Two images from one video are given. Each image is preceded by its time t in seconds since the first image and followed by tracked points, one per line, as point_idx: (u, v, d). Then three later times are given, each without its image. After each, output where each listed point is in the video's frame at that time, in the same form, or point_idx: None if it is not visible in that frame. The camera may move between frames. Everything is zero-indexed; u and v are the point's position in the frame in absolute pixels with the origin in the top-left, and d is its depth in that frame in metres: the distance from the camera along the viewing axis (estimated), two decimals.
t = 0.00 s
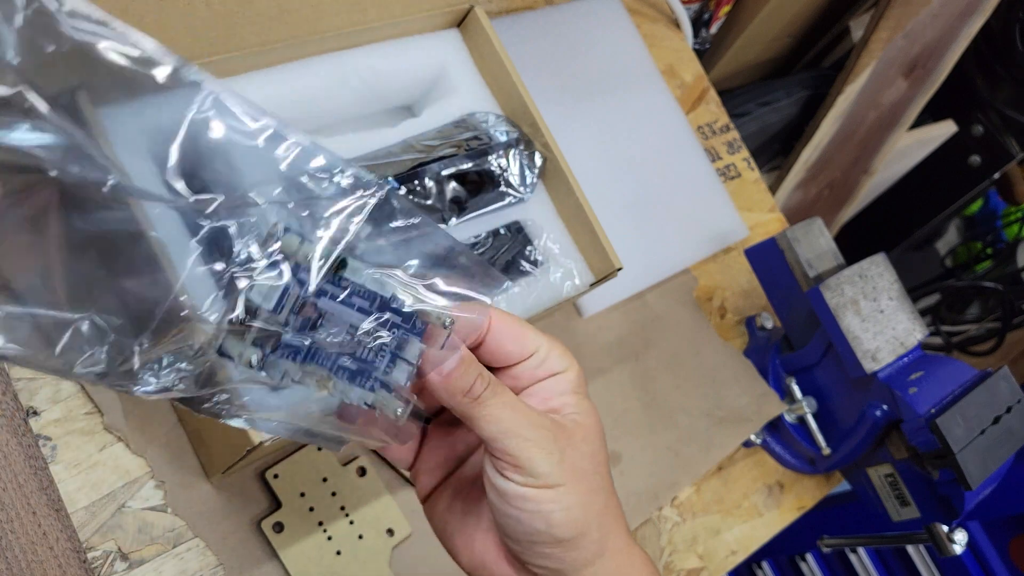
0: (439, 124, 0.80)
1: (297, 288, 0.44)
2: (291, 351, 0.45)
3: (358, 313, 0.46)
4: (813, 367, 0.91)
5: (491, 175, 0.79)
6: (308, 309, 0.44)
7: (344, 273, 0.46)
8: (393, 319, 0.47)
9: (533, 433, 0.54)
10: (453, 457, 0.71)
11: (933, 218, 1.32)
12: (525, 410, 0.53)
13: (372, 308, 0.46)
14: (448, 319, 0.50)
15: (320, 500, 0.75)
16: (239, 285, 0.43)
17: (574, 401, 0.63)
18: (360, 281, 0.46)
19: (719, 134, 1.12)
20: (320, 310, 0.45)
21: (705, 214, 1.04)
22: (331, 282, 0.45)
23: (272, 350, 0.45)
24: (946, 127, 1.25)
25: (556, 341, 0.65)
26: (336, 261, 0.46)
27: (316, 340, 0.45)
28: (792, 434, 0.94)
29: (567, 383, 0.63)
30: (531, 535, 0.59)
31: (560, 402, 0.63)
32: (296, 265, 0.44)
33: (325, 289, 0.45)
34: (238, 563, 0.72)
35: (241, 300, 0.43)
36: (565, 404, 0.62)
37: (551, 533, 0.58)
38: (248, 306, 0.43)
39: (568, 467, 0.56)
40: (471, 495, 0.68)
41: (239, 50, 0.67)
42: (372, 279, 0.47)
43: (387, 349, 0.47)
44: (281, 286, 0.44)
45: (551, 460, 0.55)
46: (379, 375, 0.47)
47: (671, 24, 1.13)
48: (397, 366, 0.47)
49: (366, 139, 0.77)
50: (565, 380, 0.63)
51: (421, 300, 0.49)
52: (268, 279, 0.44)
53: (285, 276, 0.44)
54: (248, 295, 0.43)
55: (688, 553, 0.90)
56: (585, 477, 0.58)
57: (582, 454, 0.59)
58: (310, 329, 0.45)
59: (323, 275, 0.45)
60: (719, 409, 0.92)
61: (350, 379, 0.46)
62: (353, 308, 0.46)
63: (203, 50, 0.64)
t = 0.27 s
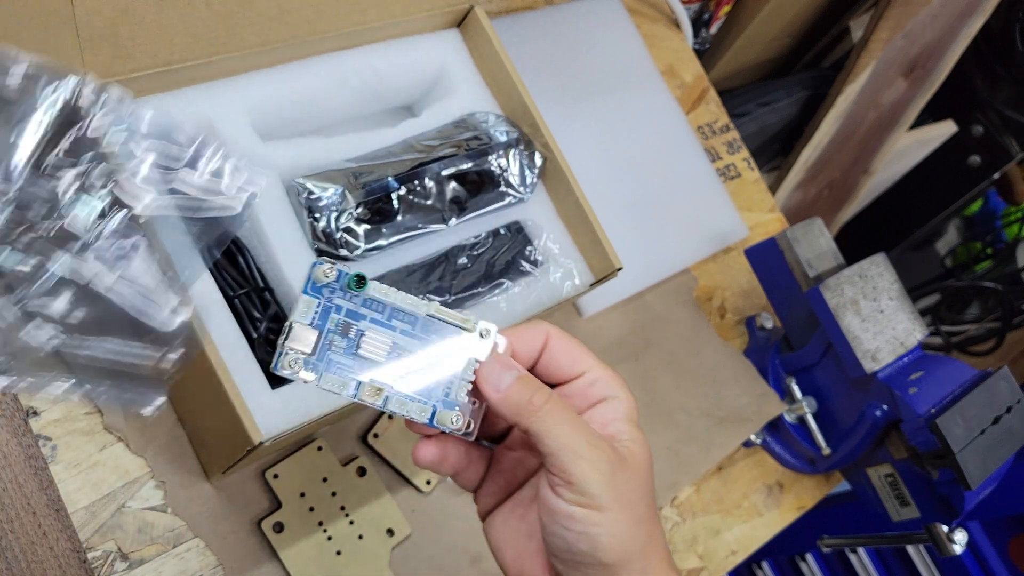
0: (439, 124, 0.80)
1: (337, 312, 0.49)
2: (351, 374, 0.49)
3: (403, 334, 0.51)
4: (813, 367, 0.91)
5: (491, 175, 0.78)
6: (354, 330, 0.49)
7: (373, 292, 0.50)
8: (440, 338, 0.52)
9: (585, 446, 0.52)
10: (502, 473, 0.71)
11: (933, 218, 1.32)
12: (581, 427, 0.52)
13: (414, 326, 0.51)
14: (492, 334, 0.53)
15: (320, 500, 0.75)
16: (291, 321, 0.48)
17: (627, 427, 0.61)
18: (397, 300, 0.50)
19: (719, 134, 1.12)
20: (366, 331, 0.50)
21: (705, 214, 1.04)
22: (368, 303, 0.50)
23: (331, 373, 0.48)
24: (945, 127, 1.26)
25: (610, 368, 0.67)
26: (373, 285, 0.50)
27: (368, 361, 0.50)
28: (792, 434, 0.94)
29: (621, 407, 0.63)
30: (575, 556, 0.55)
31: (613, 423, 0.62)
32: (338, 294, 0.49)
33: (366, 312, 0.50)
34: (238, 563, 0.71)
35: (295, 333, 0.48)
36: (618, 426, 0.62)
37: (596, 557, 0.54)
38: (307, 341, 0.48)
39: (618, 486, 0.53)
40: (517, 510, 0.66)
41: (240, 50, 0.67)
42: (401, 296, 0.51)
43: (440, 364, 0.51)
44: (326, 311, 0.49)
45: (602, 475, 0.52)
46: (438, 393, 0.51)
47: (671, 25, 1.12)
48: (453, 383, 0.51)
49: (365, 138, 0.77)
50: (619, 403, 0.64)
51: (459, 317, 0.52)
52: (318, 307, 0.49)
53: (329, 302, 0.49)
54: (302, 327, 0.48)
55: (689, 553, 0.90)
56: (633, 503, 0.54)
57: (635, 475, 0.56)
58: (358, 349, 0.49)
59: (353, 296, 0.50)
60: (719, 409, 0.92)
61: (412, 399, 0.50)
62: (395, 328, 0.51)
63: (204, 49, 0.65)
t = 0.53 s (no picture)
0: (439, 125, 0.80)
1: (354, 346, 0.47)
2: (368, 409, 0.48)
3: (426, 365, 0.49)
4: (812, 366, 0.91)
5: (492, 175, 0.78)
6: (373, 366, 0.48)
7: (391, 327, 0.48)
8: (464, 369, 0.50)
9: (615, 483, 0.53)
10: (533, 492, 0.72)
11: (932, 219, 1.33)
12: (608, 464, 0.53)
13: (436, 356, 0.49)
14: (517, 366, 0.51)
15: (321, 500, 0.75)
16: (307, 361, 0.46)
17: (660, 457, 0.63)
18: (419, 335, 0.48)
19: (719, 135, 1.12)
20: (386, 366, 0.48)
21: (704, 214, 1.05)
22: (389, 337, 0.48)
23: (348, 410, 0.47)
24: (944, 128, 1.26)
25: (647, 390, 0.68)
26: (393, 318, 0.48)
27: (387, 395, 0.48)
28: (792, 434, 0.94)
29: (656, 434, 0.65)
30: None
31: (647, 451, 0.63)
32: (357, 330, 0.47)
33: (385, 346, 0.48)
34: (238, 563, 0.72)
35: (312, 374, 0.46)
36: (651, 455, 0.63)
37: None
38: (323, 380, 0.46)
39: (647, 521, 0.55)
40: (550, 530, 0.67)
41: (240, 51, 0.67)
42: (422, 329, 0.48)
43: (462, 394, 0.50)
44: (342, 347, 0.47)
45: (630, 511, 0.54)
46: (460, 423, 0.50)
47: (671, 25, 1.13)
48: (475, 413, 0.50)
49: (366, 138, 0.77)
50: (655, 430, 0.65)
51: (485, 347, 0.50)
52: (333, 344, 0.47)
53: (347, 337, 0.47)
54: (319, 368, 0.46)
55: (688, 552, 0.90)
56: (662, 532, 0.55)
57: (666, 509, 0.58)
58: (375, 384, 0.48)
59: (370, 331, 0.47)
60: (719, 409, 0.92)
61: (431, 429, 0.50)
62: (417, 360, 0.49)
63: (205, 49, 0.65)
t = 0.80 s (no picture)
0: (439, 125, 0.80)
1: (340, 356, 0.45)
2: (356, 419, 0.47)
3: (416, 371, 0.47)
4: (812, 366, 0.91)
5: (492, 175, 0.78)
6: (360, 376, 0.46)
7: (379, 336, 0.45)
8: (457, 375, 0.48)
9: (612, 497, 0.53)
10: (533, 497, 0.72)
11: (932, 219, 1.33)
12: (606, 478, 0.53)
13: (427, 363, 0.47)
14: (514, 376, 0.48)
15: (321, 500, 0.75)
16: (290, 377, 0.44)
17: (662, 471, 0.63)
18: (409, 343, 0.45)
19: (719, 135, 1.12)
20: (376, 377, 0.46)
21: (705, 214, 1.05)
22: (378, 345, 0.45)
23: (335, 422, 0.46)
24: (944, 128, 1.26)
25: (652, 399, 0.68)
26: (381, 327, 0.45)
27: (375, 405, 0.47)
28: (792, 434, 0.94)
29: (660, 445, 0.65)
30: None
31: (651, 462, 0.64)
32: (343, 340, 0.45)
33: (373, 354, 0.46)
34: (238, 562, 0.72)
35: (295, 390, 0.44)
36: (653, 467, 0.63)
37: None
38: (306, 396, 0.44)
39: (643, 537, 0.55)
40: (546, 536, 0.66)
41: (240, 51, 0.67)
42: (413, 336, 0.45)
43: (455, 399, 0.49)
44: (327, 356, 0.45)
45: (627, 528, 0.54)
46: (451, 426, 0.50)
47: (671, 25, 1.13)
48: (468, 418, 0.50)
49: (366, 138, 0.77)
50: (660, 440, 0.65)
51: (481, 354, 0.47)
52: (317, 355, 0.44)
53: (332, 346, 0.44)
54: (303, 382, 0.44)
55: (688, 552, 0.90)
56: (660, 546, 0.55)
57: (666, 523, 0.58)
58: (363, 395, 0.46)
59: (357, 341, 0.45)
60: (719, 409, 0.92)
61: (422, 434, 0.50)
62: (408, 368, 0.47)
63: (205, 50, 0.65)
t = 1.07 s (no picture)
0: (439, 125, 0.80)
1: (262, 369, 0.43)
2: (289, 438, 0.45)
3: (349, 381, 0.45)
4: (812, 366, 0.91)
5: (492, 175, 0.78)
6: (286, 389, 0.44)
7: (298, 342, 0.43)
8: (393, 382, 0.46)
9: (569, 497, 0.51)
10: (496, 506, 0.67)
11: (932, 219, 1.33)
12: (566, 484, 0.50)
13: (360, 371, 0.45)
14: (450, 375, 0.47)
15: (321, 500, 0.75)
16: (206, 396, 0.43)
17: (626, 471, 0.59)
18: (333, 350, 0.44)
19: (719, 135, 1.12)
20: (303, 388, 0.44)
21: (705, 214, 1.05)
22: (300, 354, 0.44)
23: (263, 441, 0.44)
24: (944, 128, 1.26)
25: (614, 399, 0.65)
26: (297, 335, 0.43)
27: (308, 419, 0.44)
28: (792, 435, 0.94)
29: (622, 443, 0.61)
30: None
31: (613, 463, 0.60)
32: (260, 351, 0.43)
33: (297, 365, 0.44)
34: (239, 562, 0.72)
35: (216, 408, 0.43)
36: (615, 467, 0.60)
37: None
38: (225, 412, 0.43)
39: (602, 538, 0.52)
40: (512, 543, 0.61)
41: (240, 51, 0.67)
42: (336, 342, 0.44)
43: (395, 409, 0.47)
44: (248, 369, 0.43)
45: (589, 537, 0.51)
46: (395, 441, 0.47)
47: (671, 25, 1.13)
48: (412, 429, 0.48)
49: (366, 138, 0.77)
50: (622, 439, 0.62)
51: (414, 356, 0.46)
52: (235, 368, 0.43)
53: (251, 359, 0.43)
54: (222, 399, 0.43)
55: (688, 552, 0.90)
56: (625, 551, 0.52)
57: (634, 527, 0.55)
58: (293, 410, 0.44)
59: (273, 352, 0.43)
60: (719, 409, 0.92)
61: (366, 450, 0.47)
62: (338, 378, 0.45)
63: (205, 50, 0.65)
